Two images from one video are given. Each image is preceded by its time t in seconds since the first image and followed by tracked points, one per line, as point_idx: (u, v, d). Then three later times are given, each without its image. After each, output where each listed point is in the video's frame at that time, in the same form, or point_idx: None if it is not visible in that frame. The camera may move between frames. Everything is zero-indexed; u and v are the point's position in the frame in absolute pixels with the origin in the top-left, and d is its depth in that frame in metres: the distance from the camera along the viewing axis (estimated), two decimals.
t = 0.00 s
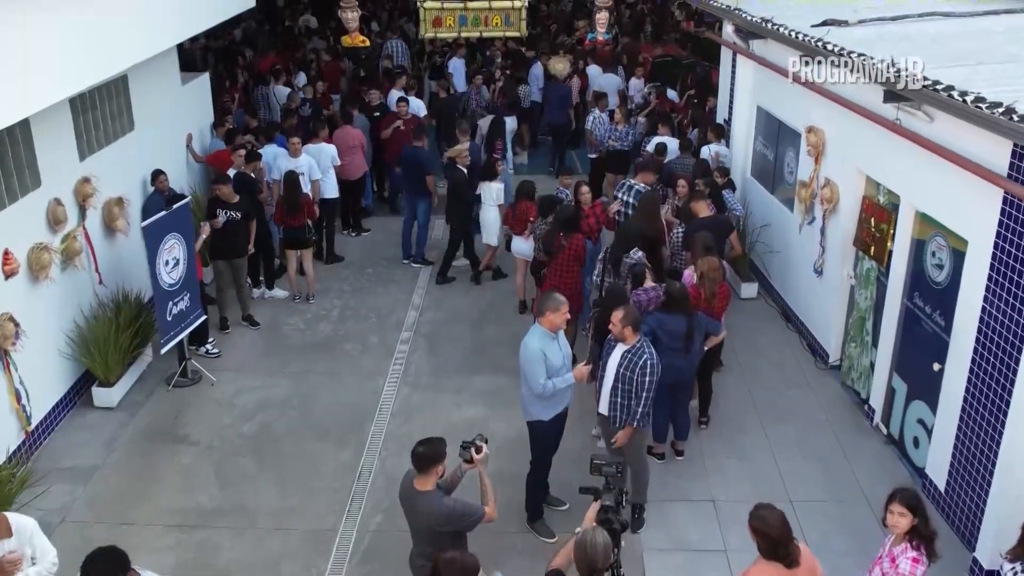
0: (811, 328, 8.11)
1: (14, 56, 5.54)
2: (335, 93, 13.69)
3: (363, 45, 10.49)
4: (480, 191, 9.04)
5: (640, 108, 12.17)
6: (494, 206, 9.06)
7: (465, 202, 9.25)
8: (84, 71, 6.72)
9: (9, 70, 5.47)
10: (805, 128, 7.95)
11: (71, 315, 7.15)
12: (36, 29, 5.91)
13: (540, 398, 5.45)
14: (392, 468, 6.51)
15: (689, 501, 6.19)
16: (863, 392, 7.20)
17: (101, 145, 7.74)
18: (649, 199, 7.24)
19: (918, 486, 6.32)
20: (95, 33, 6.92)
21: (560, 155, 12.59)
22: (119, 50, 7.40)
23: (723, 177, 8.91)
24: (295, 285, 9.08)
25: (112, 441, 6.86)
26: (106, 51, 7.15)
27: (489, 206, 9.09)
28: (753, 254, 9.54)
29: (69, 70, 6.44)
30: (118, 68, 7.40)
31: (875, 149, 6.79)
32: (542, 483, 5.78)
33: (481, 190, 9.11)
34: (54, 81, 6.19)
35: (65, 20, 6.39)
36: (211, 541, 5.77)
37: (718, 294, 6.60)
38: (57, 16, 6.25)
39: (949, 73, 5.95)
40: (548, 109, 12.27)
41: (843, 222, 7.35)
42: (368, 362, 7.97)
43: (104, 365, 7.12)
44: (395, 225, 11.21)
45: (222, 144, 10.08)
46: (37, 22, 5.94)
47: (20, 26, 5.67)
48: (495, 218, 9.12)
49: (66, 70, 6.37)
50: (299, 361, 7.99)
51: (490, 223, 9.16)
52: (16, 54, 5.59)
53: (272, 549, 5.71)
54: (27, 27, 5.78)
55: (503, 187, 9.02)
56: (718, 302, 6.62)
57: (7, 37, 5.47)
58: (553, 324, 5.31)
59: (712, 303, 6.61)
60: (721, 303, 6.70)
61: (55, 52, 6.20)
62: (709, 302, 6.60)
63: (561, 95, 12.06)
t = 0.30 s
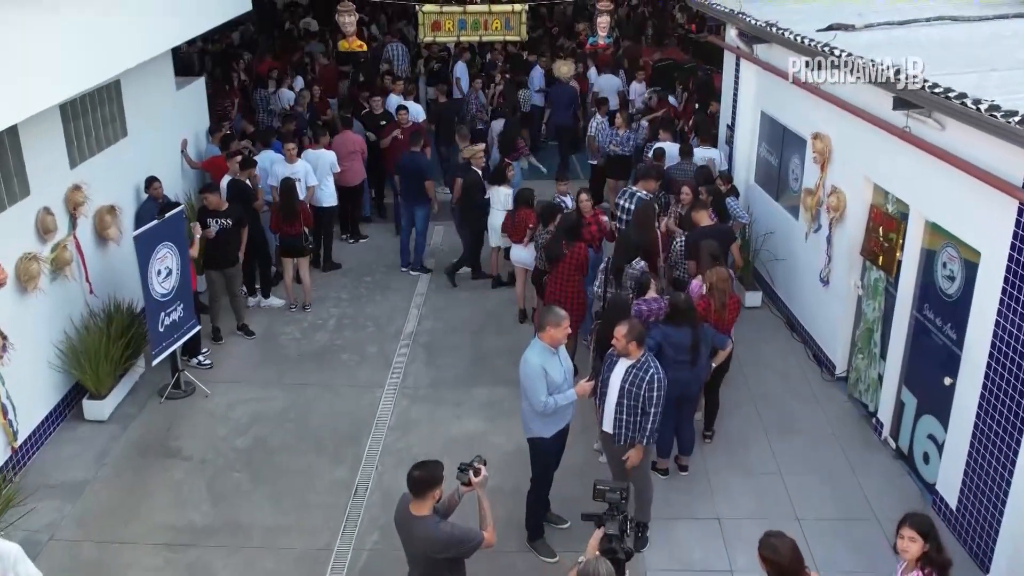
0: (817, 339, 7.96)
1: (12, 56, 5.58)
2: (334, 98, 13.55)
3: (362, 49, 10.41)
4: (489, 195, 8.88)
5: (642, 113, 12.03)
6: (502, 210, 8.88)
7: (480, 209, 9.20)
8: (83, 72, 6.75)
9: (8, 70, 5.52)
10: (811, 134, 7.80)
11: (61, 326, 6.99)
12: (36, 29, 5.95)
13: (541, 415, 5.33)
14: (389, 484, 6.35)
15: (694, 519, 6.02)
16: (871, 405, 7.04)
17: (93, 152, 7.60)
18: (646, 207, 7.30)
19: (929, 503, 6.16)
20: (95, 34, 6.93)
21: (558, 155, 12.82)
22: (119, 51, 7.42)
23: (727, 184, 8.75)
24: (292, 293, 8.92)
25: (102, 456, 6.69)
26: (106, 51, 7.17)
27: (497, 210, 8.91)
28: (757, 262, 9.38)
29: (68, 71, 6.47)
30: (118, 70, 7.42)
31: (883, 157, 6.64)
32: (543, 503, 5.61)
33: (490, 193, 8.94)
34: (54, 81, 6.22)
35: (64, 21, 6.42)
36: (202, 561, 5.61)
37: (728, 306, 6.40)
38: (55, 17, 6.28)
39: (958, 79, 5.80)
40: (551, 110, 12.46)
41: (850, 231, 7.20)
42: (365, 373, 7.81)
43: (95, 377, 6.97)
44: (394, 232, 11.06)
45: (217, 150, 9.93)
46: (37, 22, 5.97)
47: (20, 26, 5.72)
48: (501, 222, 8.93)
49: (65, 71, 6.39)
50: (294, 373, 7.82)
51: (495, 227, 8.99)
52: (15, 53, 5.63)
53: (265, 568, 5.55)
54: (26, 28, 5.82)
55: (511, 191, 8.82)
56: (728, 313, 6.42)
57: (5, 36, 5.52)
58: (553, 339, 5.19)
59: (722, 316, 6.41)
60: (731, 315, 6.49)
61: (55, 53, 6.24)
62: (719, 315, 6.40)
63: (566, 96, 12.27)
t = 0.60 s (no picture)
0: (823, 349, 7.79)
1: (12, 56, 5.63)
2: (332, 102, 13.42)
3: (360, 53, 10.30)
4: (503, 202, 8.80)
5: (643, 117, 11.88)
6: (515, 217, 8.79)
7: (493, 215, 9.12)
8: (83, 74, 6.80)
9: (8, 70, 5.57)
10: (816, 141, 7.65)
11: (51, 337, 6.84)
12: (35, 29, 5.99)
13: (542, 432, 5.19)
14: (386, 501, 6.19)
15: (699, 538, 5.86)
16: (880, 419, 6.89)
17: (84, 158, 7.45)
18: (642, 217, 6.94)
19: (940, 520, 6.00)
20: (94, 37, 6.97)
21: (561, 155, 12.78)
22: (118, 54, 7.47)
23: (730, 191, 8.59)
24: (288, 302, 8.76)
25: (91, 471, 6.53)
26: (107, 54, 7.23)
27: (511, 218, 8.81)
28: (760, 270, 9.23)
29: (68, 72, 6.52)
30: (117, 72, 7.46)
31: (892, 164, 6.48)
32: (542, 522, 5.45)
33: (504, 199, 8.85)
34: (53, 82, 6.27)
35: (64, 22, 6.46)
36: None
37: (736, 317, 6.28)
38: (55, 18, 6.33)
39: (970, 85, 5.64)
40: (552, 109, 12.32)
41: (858, 239, 7.04)
42: (362, 384, 7.65)
43: (85, 389, 6.82)
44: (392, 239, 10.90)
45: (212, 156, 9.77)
46: (36, 23, 6.02)
47: (20, 29, 5.79)
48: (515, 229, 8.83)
49: (65, 72, 6.44)
50: (289, 384, 7.67)
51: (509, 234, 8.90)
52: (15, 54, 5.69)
53: None
54: (26, 29, 5.87)
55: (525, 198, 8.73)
56: (736, 325, 6.29)
57: (5, 36, 5.57)
58: (555, 355, 5.06)
59: (730, 328, 6.29)
60: (739, 325, 6.38)
61: (56, 55, 6.29)
62: (726, 326, 6.27)
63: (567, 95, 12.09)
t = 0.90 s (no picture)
0: (829, 359, 7.65)
1: (12, 57, 5.61)
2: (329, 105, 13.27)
3: (358, 57, 10.16)
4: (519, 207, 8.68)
5: (644, 122, 11.73)
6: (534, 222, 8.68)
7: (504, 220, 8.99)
8: (85, 75, 6.76)
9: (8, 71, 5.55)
10: (822, 147, 7.50)
11: (40, 348, 6.69)
12: (35, 29, 5.97)
13: (541, 449, 5.04)
14: (382, 517, 6.04)
15: (703, 556, 5.71)
16: (888, 432, 6.73)
17: (75, 165, 7.30)
18: (643, 223, 6.89)
19: (950, 538, 5.84)
20: (95, 37, 6.94)
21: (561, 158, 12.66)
22: (119, 54, 7.43)
23: (735, 198, 8.42)
24: (284, 311, 8.61)
25: (81, 486, 6.38)
26: (108, 54, 7.19)
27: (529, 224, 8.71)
28: (765, 278, 9.08)
29: (68, 73, 6.48)
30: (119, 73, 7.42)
31: (900, 172, 6.34)
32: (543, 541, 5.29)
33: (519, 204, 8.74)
34: (53, 83, 6.24)
35: (64, 23, 6.42)
36: None
37: (737, 326, 6.10)
38: (55, 18, 6.30)
39: (982, 92, 5.49)
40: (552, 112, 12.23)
41: (865, 248, 6.89)
42: (359, 396, 7.50)
43: (75, 401, 6.67)
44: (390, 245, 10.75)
45: (207, 161, 9.61)
46: (36, 23, 5.99)
47: (20, 28, 5.76)
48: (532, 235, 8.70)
49: (65, 72, 6.41)
50: (284, 395, 7.52)
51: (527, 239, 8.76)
52: (15, 54, 5.68)
53: None
54: (26, 29, 5.85)
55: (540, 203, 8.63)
56: (737, 335, 6.11)
57: (5, 36, 5.55)
58: (556, 370, 4.92)
59: (731, 337, 6.12)
60: (741, 335, 6.19)
61: (56, 55, 6.27)
62: (727, 336, 6.10)
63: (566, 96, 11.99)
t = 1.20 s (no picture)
0: (835, 370, 7.51)
1: (12, 57, 5.61)
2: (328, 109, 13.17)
3: (356, 61, 10.03)
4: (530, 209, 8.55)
5: (646, 126, 11.60)
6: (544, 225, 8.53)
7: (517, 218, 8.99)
8: (86, 74, 6.75)
9: (7, 71, 5.55)
10: (829, 154, 7.36)
11: (31, 360, 6.54)
12: (34, 30, 5.96)
13: (543, 466, 4.90)
14: (380, 533, 5.90)
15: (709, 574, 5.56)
16: (897, 445, 6.59)
17: (68, 172, 7.17)
18: (647, 232, 6.74)
19: (962, 555, 5.70)
20: (96, 37, 6.93)
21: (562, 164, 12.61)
22: (122, 53, 7.41)
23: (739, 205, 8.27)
24: (281, 319, 8.48)
25: (72, 501, 6.23)
26: (110, 54, 7.18)
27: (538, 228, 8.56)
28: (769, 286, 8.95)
29: (69, 73, 6.48)
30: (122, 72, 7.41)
31: (910, 180, 6.20)
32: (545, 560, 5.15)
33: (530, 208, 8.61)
34: (53, 84, 6.23)
35: (64, 23, 6.41)
36: None
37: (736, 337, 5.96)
38: (55, 18, 6.29)
39: (996, 98, 5.35)
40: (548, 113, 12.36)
41: (872, 257, 6.75)
42: (357, 407, 7.36)
43: (66, 413, 6.53)
44: (389, 251, 10.62)
45: (203, 167, 9.48)
46: (35, 24, 5.98)
47: (20, 31, 5.77)
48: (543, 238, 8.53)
49: (66, 73, 6.40)
50: (280, 406, 7.39)
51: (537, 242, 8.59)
52: (14, 54, 5.67)
53: None
54: (24, 29, 5.84)
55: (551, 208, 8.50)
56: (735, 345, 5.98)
57: (4, 37, 5.55)
58: (558, 385, 4.79)
59: (728, 348, 6.00)
60: (740, 346, 6.08)
61: (56, 55, 6.26)
62: (725, 346, 5.97)
63: (563, 97, 12.25)
